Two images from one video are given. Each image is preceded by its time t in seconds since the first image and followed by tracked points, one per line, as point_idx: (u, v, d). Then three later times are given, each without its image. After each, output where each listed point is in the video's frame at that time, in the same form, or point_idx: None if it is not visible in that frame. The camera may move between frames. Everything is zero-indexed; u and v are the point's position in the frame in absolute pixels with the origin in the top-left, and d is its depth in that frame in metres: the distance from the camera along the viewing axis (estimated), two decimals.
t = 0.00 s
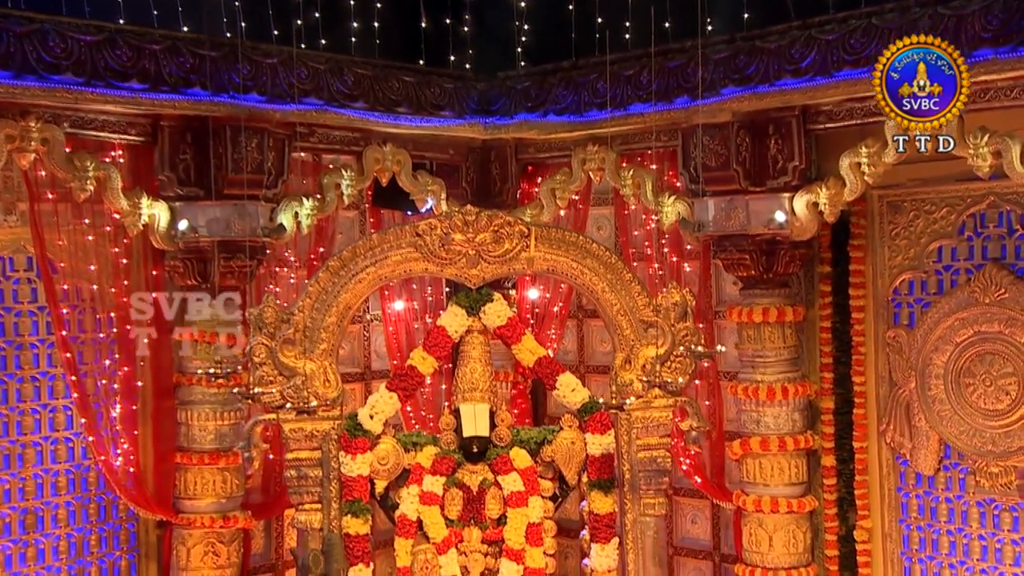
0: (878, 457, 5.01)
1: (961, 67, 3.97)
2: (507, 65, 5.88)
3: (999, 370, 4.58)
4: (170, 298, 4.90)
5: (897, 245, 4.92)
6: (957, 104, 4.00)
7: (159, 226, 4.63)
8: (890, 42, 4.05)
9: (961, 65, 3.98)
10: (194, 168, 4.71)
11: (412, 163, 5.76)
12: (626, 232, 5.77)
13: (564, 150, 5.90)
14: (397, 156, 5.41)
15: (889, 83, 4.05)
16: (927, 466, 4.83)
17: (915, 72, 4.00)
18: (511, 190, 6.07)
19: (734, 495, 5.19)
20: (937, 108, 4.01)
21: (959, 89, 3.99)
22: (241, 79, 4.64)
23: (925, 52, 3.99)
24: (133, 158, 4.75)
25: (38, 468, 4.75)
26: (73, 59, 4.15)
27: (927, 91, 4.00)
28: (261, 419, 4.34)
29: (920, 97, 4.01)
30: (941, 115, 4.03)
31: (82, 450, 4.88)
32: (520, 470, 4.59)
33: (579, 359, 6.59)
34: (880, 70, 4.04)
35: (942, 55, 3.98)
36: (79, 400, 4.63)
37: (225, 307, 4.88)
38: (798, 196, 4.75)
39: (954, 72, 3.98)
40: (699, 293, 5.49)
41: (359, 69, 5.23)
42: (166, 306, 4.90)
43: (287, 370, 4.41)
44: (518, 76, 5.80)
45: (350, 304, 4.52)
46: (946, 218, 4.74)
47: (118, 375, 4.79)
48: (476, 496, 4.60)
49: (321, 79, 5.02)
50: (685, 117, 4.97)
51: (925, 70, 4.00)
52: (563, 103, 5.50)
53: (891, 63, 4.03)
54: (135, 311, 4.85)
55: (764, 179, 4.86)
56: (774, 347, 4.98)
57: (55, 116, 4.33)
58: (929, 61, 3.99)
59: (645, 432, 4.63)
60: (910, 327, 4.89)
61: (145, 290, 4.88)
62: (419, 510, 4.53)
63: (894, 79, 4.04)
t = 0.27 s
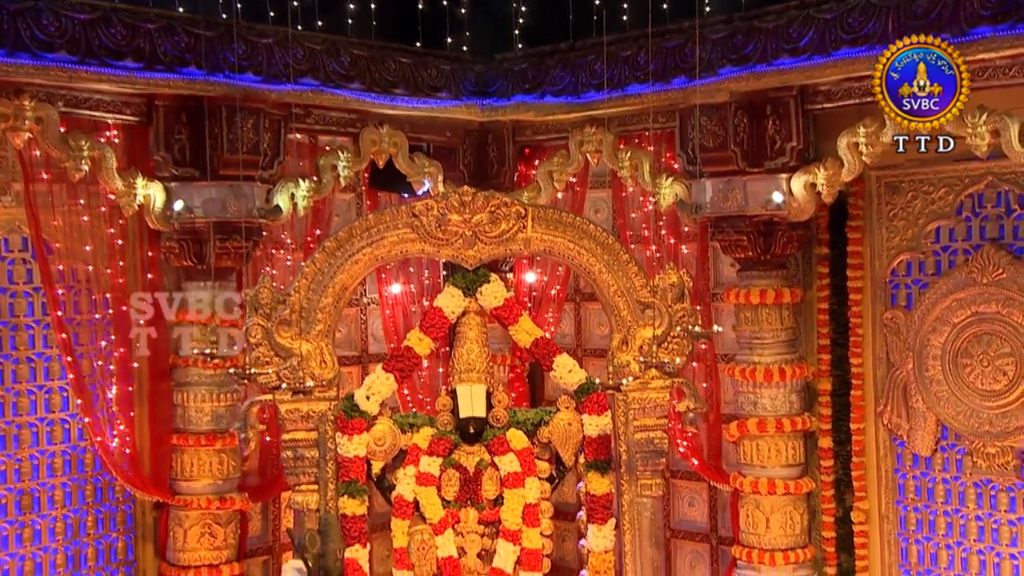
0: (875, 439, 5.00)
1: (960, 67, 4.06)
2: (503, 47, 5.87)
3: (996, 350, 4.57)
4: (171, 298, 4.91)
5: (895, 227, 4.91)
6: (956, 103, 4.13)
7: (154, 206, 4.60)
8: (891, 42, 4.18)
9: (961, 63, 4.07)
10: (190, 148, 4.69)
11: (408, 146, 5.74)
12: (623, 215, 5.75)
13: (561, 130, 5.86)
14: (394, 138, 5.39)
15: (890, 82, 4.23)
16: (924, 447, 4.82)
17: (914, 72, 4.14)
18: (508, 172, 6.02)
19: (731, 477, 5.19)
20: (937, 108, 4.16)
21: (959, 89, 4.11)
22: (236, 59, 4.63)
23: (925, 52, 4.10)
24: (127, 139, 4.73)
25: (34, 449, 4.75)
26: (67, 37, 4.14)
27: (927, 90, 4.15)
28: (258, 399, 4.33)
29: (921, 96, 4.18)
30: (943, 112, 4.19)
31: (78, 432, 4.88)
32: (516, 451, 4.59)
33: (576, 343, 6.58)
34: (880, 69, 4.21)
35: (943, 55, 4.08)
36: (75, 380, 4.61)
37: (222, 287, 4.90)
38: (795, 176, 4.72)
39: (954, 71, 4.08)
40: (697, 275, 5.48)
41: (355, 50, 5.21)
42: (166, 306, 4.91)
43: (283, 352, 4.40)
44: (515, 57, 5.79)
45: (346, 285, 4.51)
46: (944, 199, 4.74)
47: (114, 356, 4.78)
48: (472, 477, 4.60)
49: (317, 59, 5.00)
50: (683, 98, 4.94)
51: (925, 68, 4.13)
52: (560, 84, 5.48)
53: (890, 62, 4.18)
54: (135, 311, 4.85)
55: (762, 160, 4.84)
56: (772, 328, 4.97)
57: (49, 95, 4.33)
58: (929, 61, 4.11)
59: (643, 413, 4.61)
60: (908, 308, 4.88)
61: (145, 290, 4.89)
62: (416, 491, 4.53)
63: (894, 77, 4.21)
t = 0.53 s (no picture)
0: (872, 419, 5.01)
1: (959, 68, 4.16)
2: (500, 27, 5.82)
3: (993, 330, 4.56)
4: (171, 297, 4.88)
5: (893, 206, 4.91)
6: (955, 104, 4.21)
7: (149, 184, 4.58)
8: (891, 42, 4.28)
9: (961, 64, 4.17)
10: (184, 128, 4.66)
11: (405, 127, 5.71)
12: (621, 196, 5.73)
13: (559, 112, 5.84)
14: (391, 119, 5.37)
15: (891, 82, 4.33)
16: (921, 427, 4.82)
17: (914, 72, 4.24)
18: (505, 153, 5.99)
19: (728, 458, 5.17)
20: (937, 108, 4.25)
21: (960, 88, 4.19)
22: (232, 37, 4.61)
23: (926, 51, 4.19)
24: (120, 119, 4.68)
25: (30, 429, 4.74)
26: (61, 14, 4.14)
27: (927, 89, 4.24)
28: (254, 379, 4.33)
29: (920, 95, 4.28)
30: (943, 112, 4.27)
31: (74, 412, 4.88)
32: (513, 431, 4.57)
33: (574, 325, 6.57)
34: (881, 70, 4.33)
35: (943, 53, 4.17)
36: (71, 360, 4.59)
37: (219, 268, 4.92)
38: (793, 155, 4.70)
39: (955, 71, 4.17)
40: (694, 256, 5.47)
41: (351, 29, 5.18)
42: (166, 306, 4.88)
43: (279, 331, 4.39)
44: (512, 37, 5.75)
45: (342, 265, 4.49)
46: (942, 177, 4.73)
47: (109, 336, 4.74)
48: (469, 457, 4.60)
49: (313, 38, 4.97)
50: (680, 77, 4.96)
51: (925, 68, 4.22)
52: (557, 64, 5.45)
53: (889, 61, 4.29)
54: (135, 312, 4.84)
55: (760, 139, 4.80)
56: (769, 309, 4.97)
57: (43, 72, 4.33)
58: (930, 61, 4.20)
59: (639, 392, 4.59)
60: (905, 288, 4.88)
61: (145, 290, 4.87)
62: (412, 470, 4.52)
63: (895, 77, 4.32)
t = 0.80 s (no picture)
0: (870, 400, 5.02)
1: (959, 67, 4.20)
2: (497, 9, 5.82)
3: (991, 310, 4.55)
4: (170, 298, 4.91)
5: (891, 188, 4.90)
6: (955, 104, 4.26)
7: (145, 165, 4.57)
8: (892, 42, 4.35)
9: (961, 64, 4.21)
10: (180, 108, 4.66)
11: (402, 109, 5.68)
12: (619, 177, 5.72)
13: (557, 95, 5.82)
14: (388, 102, 5.34)
15: (890, 82, 4.37)
16: (918, 409, 4.82)
17: (914, 72, 4.30)
18: (503, 136, 5.98)
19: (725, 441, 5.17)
20: (937, 108, 4.31)
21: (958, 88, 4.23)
22: (227, 18, 4.54)
23: (926, 51, 4.25)
24: (116, 98, 4.69)
25: (26, 410, 4.74)
26: None
27: (927, 89, 4.29)
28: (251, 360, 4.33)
29: (921, 94, 4.32)
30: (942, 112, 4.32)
31: (71, 394, 4.87)
32: (510, 412, 4.57)
33: (572, 308, 6.56)
34: (881, 70, 4.37)
35: (943, 54, 4.22)
36: (67, 342, 4.55)
37: (216, 250, 4.95)
38: (791, 137, 4.70)
39: (954, 71, 4.21)
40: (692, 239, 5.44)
41: (348, 9, 5.12)
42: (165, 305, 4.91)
43: (276, 312, 4.38)
44: (510, 19, 5.70)
45: (339, 246, 4.47)
46: (941, 158, 4.72)
47: (105, 318, 4.73)
48: (466, 438, 4.59)
49: (310, 19, 4.92)
50: (678, 58, 4.91)
51: (926, 67, 4.27)
52: (555, 45, 5.42)
53: (890, 61, 4.34)
54: (134, 311, 4.87)
55: (757, 121, 4.80)
56: (767, 291, 4.95)
57: (37, 51, 4.32)
58: (930, 61, 4.25)
59: (637, 373, 4.57)
60: (903, 270, 4.87)
61: (145, 290, 4.91)
62: (409, 452, 4.52)
63: (895, 77, 4.36)
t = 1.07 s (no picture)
0: (867, 381, 5.01)
1: (960, 66, 4.12)
2: None
3: (989, 291, 4.54)
4: (170, 298, 4.91)
5: (888, 168, 4.88)
6: (956, 102, 4.13)
7: (140, 145, 4.55)
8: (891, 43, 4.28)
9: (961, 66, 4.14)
10: (175, 89, 4.64)
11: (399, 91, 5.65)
12: (616, 160, 5.68)
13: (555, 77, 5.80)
14: (384, 83, 5.32)
15: (890, 83, 4.26)
16: (915, 390, 4.82)
17: (914, 72, 4.20)
18: (500, 118, 5.96)
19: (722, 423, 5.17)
20: (937, 108, 4.16)
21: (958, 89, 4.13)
22: None
23: (925, 51, 4.19)
24: (110, 79, 4.63)
25: (22, 391, 4.72)
26: None
27: (927, 89, 4.17)
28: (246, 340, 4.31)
29: (920, 95, 4.18)
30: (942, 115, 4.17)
31: (66, 375, 4.86)
32: (506, 393, 4.57)
33: (569, 292, 6.55)
34: (881, 70, 4.27)
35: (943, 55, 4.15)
36: (62, 323, 4.54)
37: (213, 232, 4.92)
38: (789, 117, 4.70)
39: (954, 71, 4.13)
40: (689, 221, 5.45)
41: None
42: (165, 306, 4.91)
43: (272, 293, 4.36)
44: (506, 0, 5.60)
45: (334, 226, 4.46)
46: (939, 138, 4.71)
47: (101, 299, 4.71)
48: (463, 419, 4.58)
49: None
50: (676, 39, 4.91)
51: (924, 68, 4.19)
52: (552, 26, 5.39)
53: (889, 62, 4.26)
54: (134, 311, 4.85)
55: (756, 101, 4.78)
56: (764, 273, 4.95)
57: (31, 29, 4.29)
58: (929, 61, 4.17)
59: (633, 355, 4.57)
60: (901, 251, 4.86)
61: (144, 290, 4.89)
62: (406, 433, 4.51)
63: (894, 78, 4.25)
